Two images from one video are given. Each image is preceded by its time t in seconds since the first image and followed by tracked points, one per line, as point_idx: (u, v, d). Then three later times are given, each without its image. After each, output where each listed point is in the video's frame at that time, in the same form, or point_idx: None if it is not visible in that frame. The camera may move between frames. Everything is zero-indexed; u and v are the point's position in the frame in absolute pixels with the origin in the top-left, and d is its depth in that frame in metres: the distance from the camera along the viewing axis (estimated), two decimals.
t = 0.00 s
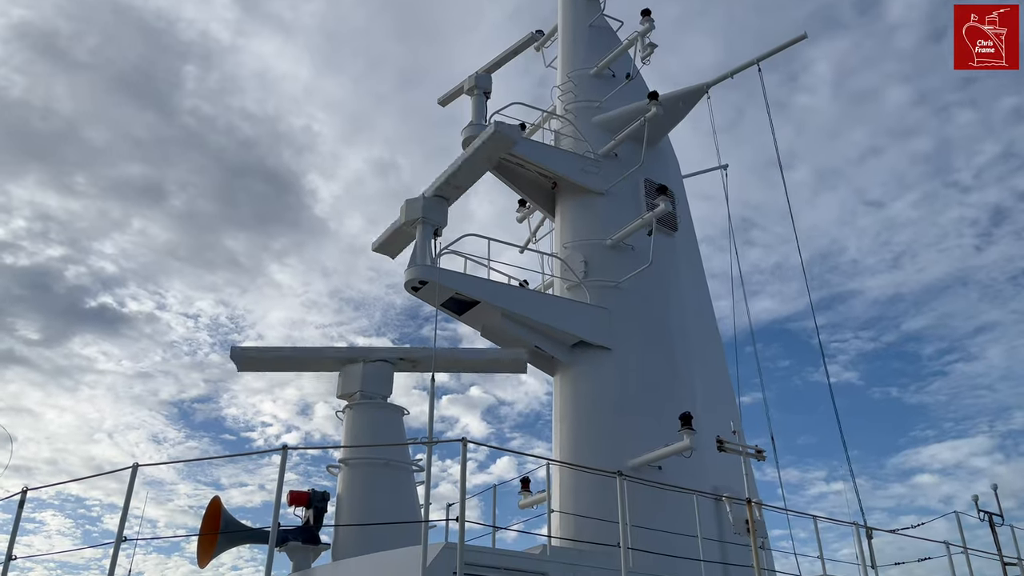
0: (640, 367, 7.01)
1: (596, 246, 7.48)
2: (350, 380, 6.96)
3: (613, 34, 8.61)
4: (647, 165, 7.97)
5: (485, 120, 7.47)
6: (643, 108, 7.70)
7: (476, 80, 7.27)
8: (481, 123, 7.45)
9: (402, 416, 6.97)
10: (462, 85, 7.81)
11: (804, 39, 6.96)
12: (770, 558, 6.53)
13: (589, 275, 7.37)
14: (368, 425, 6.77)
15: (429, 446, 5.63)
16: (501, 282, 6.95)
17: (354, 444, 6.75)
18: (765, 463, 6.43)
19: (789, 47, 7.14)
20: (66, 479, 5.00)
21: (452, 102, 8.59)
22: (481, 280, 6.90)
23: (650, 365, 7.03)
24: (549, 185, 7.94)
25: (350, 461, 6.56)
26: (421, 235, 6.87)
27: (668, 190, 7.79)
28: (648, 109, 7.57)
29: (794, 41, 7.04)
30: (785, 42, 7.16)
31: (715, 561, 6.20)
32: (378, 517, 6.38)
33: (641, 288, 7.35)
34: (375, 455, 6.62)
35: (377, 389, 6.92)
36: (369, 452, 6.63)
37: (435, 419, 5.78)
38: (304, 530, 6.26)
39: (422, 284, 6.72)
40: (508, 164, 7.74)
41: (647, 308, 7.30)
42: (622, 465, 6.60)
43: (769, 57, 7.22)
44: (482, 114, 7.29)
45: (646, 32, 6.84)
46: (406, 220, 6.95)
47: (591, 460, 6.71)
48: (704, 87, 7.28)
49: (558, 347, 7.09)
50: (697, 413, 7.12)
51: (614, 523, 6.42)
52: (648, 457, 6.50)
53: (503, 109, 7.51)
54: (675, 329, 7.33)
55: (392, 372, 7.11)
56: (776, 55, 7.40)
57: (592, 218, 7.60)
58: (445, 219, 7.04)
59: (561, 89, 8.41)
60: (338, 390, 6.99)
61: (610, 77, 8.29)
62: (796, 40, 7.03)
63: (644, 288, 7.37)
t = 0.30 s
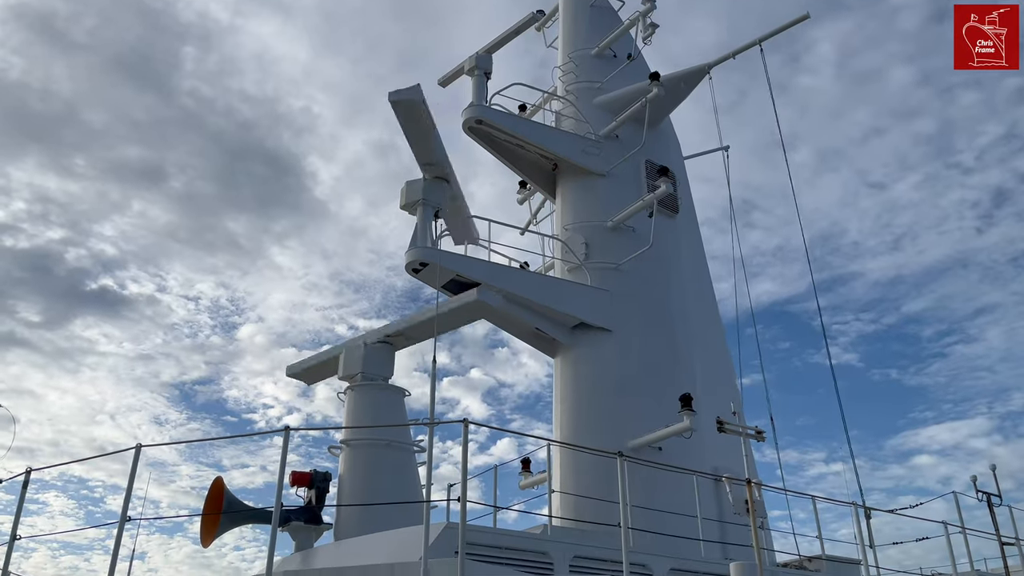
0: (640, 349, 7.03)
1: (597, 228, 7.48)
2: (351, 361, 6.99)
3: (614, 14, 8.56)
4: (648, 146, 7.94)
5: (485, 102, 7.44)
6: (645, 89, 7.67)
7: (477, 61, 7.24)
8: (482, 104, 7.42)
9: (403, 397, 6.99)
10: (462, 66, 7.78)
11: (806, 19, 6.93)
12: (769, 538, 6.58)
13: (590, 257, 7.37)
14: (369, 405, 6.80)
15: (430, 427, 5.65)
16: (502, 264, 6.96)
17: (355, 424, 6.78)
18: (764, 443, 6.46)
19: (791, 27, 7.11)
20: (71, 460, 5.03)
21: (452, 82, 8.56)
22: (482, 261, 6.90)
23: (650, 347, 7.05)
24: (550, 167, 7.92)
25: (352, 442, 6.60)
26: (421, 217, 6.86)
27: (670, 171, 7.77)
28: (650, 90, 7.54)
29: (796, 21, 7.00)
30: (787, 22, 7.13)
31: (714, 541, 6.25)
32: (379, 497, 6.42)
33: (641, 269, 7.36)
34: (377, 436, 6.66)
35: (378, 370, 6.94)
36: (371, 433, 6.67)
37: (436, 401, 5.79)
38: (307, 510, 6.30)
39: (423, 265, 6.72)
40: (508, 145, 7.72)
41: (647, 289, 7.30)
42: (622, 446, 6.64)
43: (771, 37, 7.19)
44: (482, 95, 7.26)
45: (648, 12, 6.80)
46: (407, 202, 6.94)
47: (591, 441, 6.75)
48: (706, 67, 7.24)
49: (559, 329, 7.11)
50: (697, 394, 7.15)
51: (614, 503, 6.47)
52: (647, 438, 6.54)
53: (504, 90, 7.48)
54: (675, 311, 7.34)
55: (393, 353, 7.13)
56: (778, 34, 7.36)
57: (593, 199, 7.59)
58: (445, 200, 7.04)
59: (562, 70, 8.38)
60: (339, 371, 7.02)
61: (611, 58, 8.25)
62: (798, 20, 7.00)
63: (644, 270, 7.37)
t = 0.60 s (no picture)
0: (640, 329, 7.04)
1: (598, 208, 7.46)
2: (352, 341, 7.00)
3: None
4: (649, 125, 7.91)
5: (485, 81, 7.41)
6: (646, 69, 7.62)
7: (477, 40, 7.19)
8: (482, 84, 7.38)
9: (403, 377, 7.01)
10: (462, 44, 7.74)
11: None
12: (768, 517, 6.62)
13: (590, 237, 7.36)
14: (371, 385, 6.83)
15: (430, 407, 5.66)
16: (502, 245, 6.94)
17: (356, 404, 6.80)
18: (764, 423, 6.49)
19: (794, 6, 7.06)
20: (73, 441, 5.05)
21: (452, 61, 8.51)
22: (482, 242, 6.88)
23: (650, 327, 7.06)
24: (551, 147, 7.90)
25: (353, 421, 6.62)
26: (421, 197, 6.85)
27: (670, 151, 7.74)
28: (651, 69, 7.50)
29: None
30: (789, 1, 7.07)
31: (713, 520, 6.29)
32: (380, 477, 6.45)
33: (642, 250, 7.36)
34: (378, 415, 6.68)
35: (378, 350, 6.95)
36: (372, 413, 6.69)
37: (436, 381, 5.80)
38: (308, 489, 6.33)
39: (423, 246, 6.71)
40: (508, 124, 7.69)
41: (647, 270, 7.30)
42: (622, 426, 6.67)
43: (773, 16, 7.14)
44: (483, 74, 7.22)
45: None
46: (407, 182, 6.93)
47: (591, 421, 6.77)
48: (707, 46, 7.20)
49: (559, 310, 7.11)
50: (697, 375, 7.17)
51: (614, 482, 6.51)
52: (647, 418, 6.56)
53: (504, 69, 7.44)
54: (675, 291, 7.35)
55: (394, 333, 7.14)
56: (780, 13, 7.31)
57: (594, 180, 7.57)
58: (445, 180, 7.02)
59: (563, 49, 8.33)
60: (340, 351, 7.03)
61: (612, 37, 8.20)
62: None
63: (645, 250, 7.36)
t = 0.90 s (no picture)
0: (641, 307, 7.06)
1: (599, 186, 7.45)
2: (354, 320, 7.02)
3: None
4: (650, 103, 7.88)
5: (486, 58, 7.38)
6: (647, 46, 7.59)
7: (477, 16, 7.15)
8: (482, 61, 7.36)
9: (405, 355, 7.04)
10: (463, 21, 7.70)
11: None
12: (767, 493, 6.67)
13: (591, 216, 7.36)
14: (372, 363, 6.85)
15: (432, 384, 5.70)
16: (503, 224, 6.94)
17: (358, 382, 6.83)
18: (764, 401, 6.52)
19: None
20: (76, 419, 5.08)
21: (452, 39, 8.46)
22: (483, 221, 6.88)
23: (651, 305, 7.08)
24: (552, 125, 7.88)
25: (354, 398, 6.66)
26: (422, 175, 6.84)
27: (672, 129, 7.72)
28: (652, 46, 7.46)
29: None
30: None
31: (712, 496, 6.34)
32: (382, 453, 6.50)
33: (643, 228, 7.36)
34: (379, 393, 6.72)
35: (380, 329, 6.98)
36: (373, 390, 6.73)
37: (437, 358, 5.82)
38: (311, 466, 6.38)
39: (424, 225, 6.71)
40: (509, 102, 7.67)
41: (648, 248, 7.31)
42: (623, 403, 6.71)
43: None
44: (483, 51, 7.19)
45: None
46: (408, 160, 6.92)
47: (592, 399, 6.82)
48: (710, 23, 7.16)
49: (559, 289, 7.13)
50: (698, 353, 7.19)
51: (614, 459, 6.55)
52: (647, 396, 6.60)
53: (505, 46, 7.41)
54: (676, 269, 7.36)
55: (395, 312, 7.17)
56: None
57: (595, 157, 7.55)
58: (446, 158, 6.99)
59: (564, 25, 8.28)
60: (341, 330, 7.05)
61: (614, 13, 8.15)
62: None
63: (646, 228, 7.37)
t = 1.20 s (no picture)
0: (642, 285, 7.07)
1: (601, 164, 7.44)
2: (356, 297, 7.03)
3: None
4: (653, 80, 7.85)
5: (488, 35, 7.34)
6: (650, 22, 7.54)
7: None
8: (484, 37, 7.32)
9: (407, 332, 7.06)
10: None
11: None
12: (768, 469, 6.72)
13: (593, 193, 7.34)
14: (374, 340, 6.88)
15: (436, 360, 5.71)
16: (505, 201, 6.93)
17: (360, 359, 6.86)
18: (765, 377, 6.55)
19: None
20: (82, 396, 5.11)
21: (453, 15, 8.41)
22: (485, 198, 6.87)
23: (653, 283, 7.09)
24: (554, 102, 7.85)
25: (357, 375, 6.68)
26: (424, 151, 6.83)
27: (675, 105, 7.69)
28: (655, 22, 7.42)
29: None
30: None
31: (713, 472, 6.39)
32: (385, 430, 6.54)
33: (645, 206, 7.35)
34: (382, 370, 6.74)
35: (382, 306, 7.00)
36: (375, 367, 6.75)
37: (441, 335, 5.84)
38: (314, 442, 6.42)
39: (426, 203, 6.70)
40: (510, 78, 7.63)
41: (650, 226, 7.30)
42: (624, 380, 6.74)
43: None
44: (485, 27, 7.15)
45: None
46: (410, 137, 6.89)
47: (593, 376, 6.85)
48: None
49: (561, 266, 7.13)
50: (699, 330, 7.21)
51: (615, 436, 6.59)
52: (648, 373, 6.62)
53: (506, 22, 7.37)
54: (678, 246, 7.37)
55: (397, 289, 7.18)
56: None
57: (597, 134, 7.53)
58: (448, 135, 6.97)
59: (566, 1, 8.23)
60: (343, 307, 7.07)
61: None
62: None
63: (648, 206, 7.36)
